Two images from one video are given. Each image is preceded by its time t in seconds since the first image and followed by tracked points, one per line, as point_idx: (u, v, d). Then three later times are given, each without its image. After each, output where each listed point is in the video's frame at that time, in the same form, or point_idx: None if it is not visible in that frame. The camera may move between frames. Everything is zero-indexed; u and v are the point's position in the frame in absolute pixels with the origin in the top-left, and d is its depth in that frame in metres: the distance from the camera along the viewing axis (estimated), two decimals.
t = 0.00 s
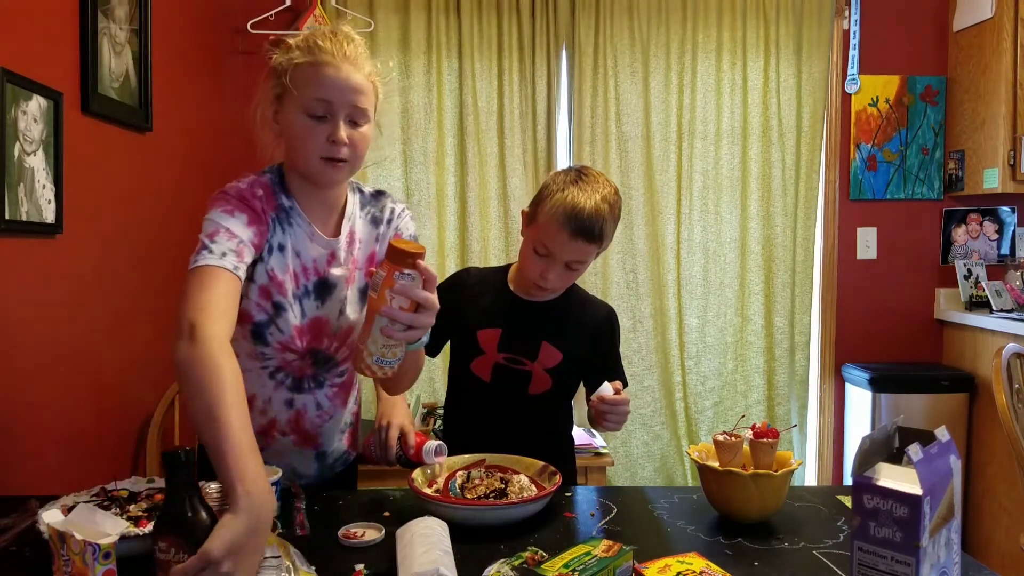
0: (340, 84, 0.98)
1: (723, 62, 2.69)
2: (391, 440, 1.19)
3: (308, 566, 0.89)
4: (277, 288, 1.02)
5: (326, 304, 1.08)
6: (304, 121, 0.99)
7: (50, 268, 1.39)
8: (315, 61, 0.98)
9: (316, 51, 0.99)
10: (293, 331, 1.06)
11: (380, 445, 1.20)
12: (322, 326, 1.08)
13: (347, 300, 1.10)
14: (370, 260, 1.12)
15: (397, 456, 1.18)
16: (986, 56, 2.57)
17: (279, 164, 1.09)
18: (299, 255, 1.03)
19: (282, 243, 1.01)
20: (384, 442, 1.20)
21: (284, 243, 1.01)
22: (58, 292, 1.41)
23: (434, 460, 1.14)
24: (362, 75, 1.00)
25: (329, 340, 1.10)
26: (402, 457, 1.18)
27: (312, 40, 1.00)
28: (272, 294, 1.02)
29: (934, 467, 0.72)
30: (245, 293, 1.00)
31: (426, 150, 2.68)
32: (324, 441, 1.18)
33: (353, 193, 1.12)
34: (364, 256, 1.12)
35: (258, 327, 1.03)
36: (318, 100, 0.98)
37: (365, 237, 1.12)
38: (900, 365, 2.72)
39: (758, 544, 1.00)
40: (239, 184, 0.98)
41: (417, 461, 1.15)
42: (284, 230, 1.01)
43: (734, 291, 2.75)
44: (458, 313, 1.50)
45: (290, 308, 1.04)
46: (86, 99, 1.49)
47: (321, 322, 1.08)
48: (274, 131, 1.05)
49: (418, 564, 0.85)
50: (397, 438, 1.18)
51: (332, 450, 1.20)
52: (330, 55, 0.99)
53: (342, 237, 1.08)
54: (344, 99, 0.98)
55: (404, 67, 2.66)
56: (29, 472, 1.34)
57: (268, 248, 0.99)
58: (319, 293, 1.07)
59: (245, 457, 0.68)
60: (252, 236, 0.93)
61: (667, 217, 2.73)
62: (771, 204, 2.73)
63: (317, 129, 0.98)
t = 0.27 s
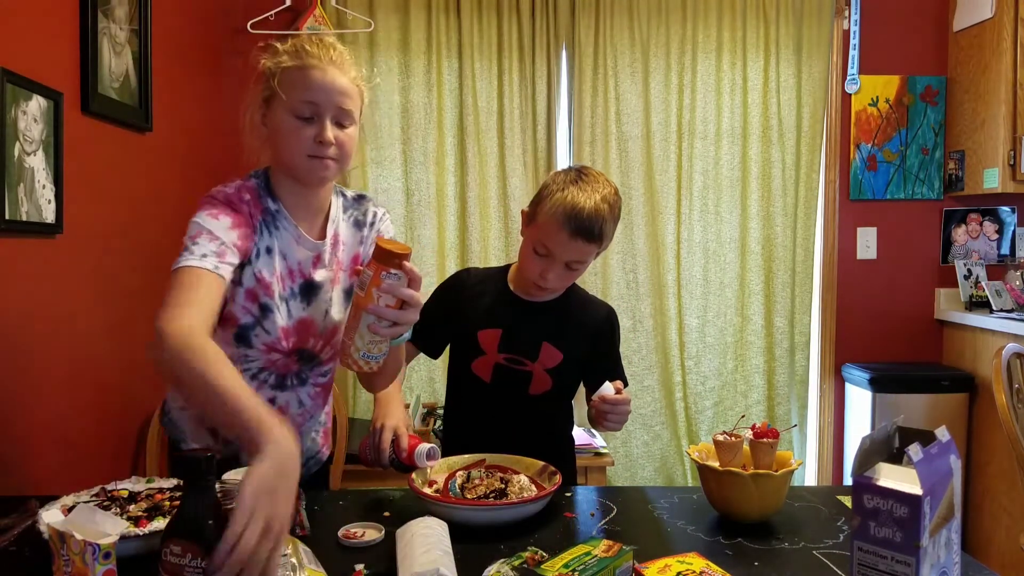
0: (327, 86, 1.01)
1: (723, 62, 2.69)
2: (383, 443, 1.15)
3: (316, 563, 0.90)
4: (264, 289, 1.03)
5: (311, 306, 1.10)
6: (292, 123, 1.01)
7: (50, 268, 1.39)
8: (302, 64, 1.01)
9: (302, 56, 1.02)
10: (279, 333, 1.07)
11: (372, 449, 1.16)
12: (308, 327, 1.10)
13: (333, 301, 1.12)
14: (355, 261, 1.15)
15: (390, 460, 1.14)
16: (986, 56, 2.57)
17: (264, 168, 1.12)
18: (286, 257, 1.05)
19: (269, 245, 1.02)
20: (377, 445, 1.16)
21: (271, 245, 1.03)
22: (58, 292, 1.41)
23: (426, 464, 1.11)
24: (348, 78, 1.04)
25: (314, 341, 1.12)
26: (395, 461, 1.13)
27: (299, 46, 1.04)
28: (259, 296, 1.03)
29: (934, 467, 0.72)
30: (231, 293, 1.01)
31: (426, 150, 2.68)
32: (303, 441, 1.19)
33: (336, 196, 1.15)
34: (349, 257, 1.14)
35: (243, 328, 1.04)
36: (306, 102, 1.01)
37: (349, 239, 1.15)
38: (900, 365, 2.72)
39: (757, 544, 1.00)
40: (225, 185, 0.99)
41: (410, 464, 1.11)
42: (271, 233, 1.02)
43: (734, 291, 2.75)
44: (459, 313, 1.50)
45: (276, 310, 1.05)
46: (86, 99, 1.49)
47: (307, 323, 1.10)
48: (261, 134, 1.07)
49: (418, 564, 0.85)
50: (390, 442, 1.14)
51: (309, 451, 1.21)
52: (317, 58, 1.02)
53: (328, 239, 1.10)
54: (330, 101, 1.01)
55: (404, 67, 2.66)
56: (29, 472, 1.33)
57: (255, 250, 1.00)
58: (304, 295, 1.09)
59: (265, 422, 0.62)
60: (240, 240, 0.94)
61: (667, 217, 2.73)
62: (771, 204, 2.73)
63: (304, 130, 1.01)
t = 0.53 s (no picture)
0: (291, 68, 1.05)
1: (723, 62, 2.69)
2: (380, 444, 1.13)
3: (317, 563, 0.90)
4: (233, 262, 1.09)
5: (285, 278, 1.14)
6: (258, 104, 1.06)
7: (51, 268, 1.39)
8: (265, 46, 1.06)
9: (265, 39, 1.06)
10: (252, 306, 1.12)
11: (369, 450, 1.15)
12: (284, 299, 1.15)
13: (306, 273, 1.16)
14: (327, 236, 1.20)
15: (385, 463, 1.12)
16: (987, 56, 2.57)
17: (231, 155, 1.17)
18: (254, 232, 1.12)
19: (233, 221, 1.10)
20: (374, 445, 1.14)
21: (236, 221, 1.10)
22: (58, 292, 1.41)
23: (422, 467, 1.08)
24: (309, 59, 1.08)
25: (290, 314, 1.16)
26: (390, 463, 1.11)
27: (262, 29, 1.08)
28: (229, 269, 1.09)
29: (934, 467, 0.72)
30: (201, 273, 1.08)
31: (426, 150, 2.68)
32: (291, 425, 1.20)
33: (307, 174, 1.21)
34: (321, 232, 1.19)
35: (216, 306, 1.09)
36: (271, 83, 1.05)
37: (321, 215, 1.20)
38: (900, 365, 2.72)
39: (757, 544, 1.00)
40: (188, 172, 1.09)
41: (406, 466, 1.08)
42: (235, 210, 1.10)
43: (734, 291, 2.75)
44: (459, 313, 1.50)
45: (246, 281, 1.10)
46: (86, 99, 1.49)
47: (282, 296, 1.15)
48: (225, 115, 1.11)
49: (418, 564, 0.85)
50: (386, 442, 1.12)
51: (302, 439, 1.21)
52: (279, 41, 1.06)
53: (297, 211, 1.16)
54: (295, 81, 1.06)
55: (404, 67, 2.66)
56: (29, 472, 1.33)
57: (217, 227, 1.08)
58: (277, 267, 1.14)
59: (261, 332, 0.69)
60: (185, 225, 1.04)
61: (667, 216, 2.73)
62: (771, 204, 2.73)
63: (270, 110, 1.06)
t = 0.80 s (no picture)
0: (252, 66, 1.11)
1: (723, 62, 2.69)
2: (377, 444, 1.12)
3: (317, 563, 0.90)
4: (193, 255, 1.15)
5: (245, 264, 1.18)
6: (222, 102, 1.11)
7: (51, 268, 1.39)
8: (227, 46, 1.11)
9: (227, 39, 1.11)
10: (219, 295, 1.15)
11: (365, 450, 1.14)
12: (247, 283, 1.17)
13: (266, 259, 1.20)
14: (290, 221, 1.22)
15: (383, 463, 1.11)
16: (987, 56, 2.57)
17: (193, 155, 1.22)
18: (213, 226, 1.17)
19: (190, 218, 1.15)
20: (370, 446, 1.13)
21: (193, 218, 1.16)
22: (58, 292, 1.41)
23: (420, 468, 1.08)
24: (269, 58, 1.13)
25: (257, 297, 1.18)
26: (388, 464, 1.10)
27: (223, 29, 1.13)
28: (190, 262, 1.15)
29: (934, 467, 0.72)
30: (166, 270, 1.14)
31: (426, 150, 2.68)
32: (278, 411, 1.20)
33: (270, 164, 1.24)
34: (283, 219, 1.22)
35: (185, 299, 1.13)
36: (234, 82, 1.10)
37: (283, 202, 1.23)
38: (900, 365, 2.72)
39: (757, 544, 1.00)
40: (144, 177, 1.15)
41: (404, 468, 1.08)
42: (191, 207, 1.16)
43: (734, 291, 2.75)
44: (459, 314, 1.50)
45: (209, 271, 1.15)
46: (86, 99, 1.49)
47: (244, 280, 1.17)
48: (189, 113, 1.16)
49: (419, 564, 0.85)
50: (384, 444, 1.11)
51: (290, 425, 1.22)
52: (240, 41, 1.12)
53: (256, 200, 1.20)
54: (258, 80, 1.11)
55: (404, 67, 2.66)
56: (30, 472, 1.33)
57: (172, 226, 1.14)
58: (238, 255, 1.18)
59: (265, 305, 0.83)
60: (138, 231, 1.11)
61: (666, 216, 2.73)
62: (771, 204, 2.73)
63: (234, 107, 1.11)
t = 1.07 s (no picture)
0: (252, 75, 1.10)
1: (723, 62, 2.70)
2: (374, 446, 1.11)
3: (317, 563, 0.90)
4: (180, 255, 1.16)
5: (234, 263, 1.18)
6: (221, 110, 1.11)
7: (51, 268, 1.39)
8: (227, 55, 1.10)
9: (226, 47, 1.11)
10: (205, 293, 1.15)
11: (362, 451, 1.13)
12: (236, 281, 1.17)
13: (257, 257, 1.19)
14: (285, 221, 1.22)
15: (381, 465, 1.11)
16: (987, 56, 2.57)
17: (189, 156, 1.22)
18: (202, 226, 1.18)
19: (180, 218, 1.16)
20: (367, 448, 1.13)
21: (181, 217, 1.16)
22: (59, 292, 1.42)
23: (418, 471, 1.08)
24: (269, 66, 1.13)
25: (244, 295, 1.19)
26: (386, 466, 1.10)
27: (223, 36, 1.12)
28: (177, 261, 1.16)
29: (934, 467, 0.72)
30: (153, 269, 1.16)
31: (426, 150, 2.68)
32: (267, 406, 1.20)
33: (267, 165, 1.24)
34: (278, 218, 1.22)
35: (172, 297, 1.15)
36: (233, 91, 1.10)
37: (279, 202, 1.22)
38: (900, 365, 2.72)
39: (757, 544, 1.00)
40: (134, 179, 1.15)
41: (401, 470, 1.09)
42: (181, 207, 1.16)
43: (734, 291, 2.75)
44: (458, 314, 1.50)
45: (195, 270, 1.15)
46: (86, 99, 1.49)
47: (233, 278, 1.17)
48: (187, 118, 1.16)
49: (419, 564, 0.85)
50: (381, 446, 1.11)
51: (280, 421, 1.21)
52: (239, 49, 1.11)
53: (250, 199, 1.19)
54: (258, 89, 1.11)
55: (404, 67, 2.66)
56: (30, 472, 1.33)
57: (159, 225, 1.15)
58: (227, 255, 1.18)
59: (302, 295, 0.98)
60: (124, 233, 1.12)
61: (667, 216, 2.73)
62: (771, 204, 2.73)
63: (233, 115, 1.11)
